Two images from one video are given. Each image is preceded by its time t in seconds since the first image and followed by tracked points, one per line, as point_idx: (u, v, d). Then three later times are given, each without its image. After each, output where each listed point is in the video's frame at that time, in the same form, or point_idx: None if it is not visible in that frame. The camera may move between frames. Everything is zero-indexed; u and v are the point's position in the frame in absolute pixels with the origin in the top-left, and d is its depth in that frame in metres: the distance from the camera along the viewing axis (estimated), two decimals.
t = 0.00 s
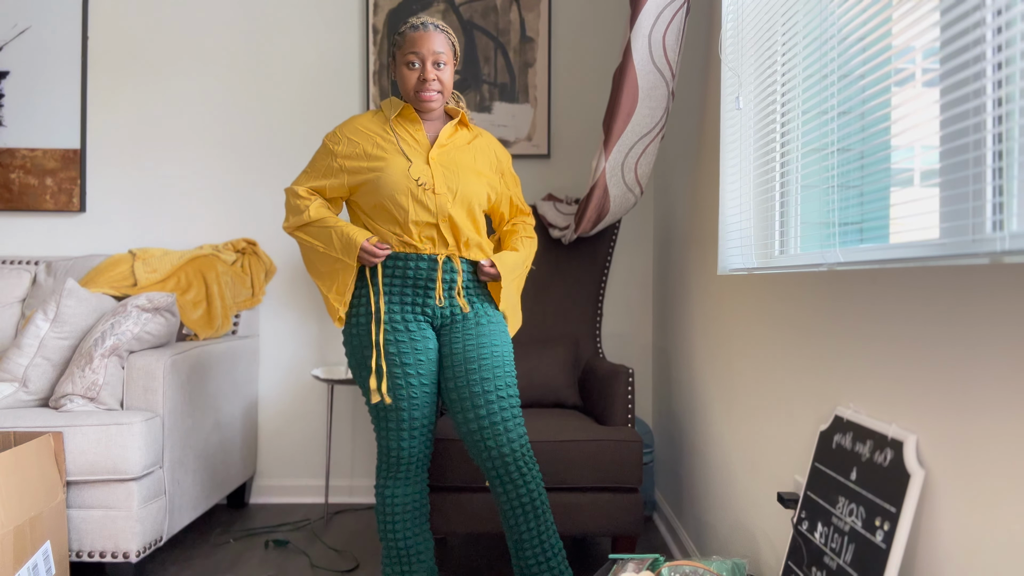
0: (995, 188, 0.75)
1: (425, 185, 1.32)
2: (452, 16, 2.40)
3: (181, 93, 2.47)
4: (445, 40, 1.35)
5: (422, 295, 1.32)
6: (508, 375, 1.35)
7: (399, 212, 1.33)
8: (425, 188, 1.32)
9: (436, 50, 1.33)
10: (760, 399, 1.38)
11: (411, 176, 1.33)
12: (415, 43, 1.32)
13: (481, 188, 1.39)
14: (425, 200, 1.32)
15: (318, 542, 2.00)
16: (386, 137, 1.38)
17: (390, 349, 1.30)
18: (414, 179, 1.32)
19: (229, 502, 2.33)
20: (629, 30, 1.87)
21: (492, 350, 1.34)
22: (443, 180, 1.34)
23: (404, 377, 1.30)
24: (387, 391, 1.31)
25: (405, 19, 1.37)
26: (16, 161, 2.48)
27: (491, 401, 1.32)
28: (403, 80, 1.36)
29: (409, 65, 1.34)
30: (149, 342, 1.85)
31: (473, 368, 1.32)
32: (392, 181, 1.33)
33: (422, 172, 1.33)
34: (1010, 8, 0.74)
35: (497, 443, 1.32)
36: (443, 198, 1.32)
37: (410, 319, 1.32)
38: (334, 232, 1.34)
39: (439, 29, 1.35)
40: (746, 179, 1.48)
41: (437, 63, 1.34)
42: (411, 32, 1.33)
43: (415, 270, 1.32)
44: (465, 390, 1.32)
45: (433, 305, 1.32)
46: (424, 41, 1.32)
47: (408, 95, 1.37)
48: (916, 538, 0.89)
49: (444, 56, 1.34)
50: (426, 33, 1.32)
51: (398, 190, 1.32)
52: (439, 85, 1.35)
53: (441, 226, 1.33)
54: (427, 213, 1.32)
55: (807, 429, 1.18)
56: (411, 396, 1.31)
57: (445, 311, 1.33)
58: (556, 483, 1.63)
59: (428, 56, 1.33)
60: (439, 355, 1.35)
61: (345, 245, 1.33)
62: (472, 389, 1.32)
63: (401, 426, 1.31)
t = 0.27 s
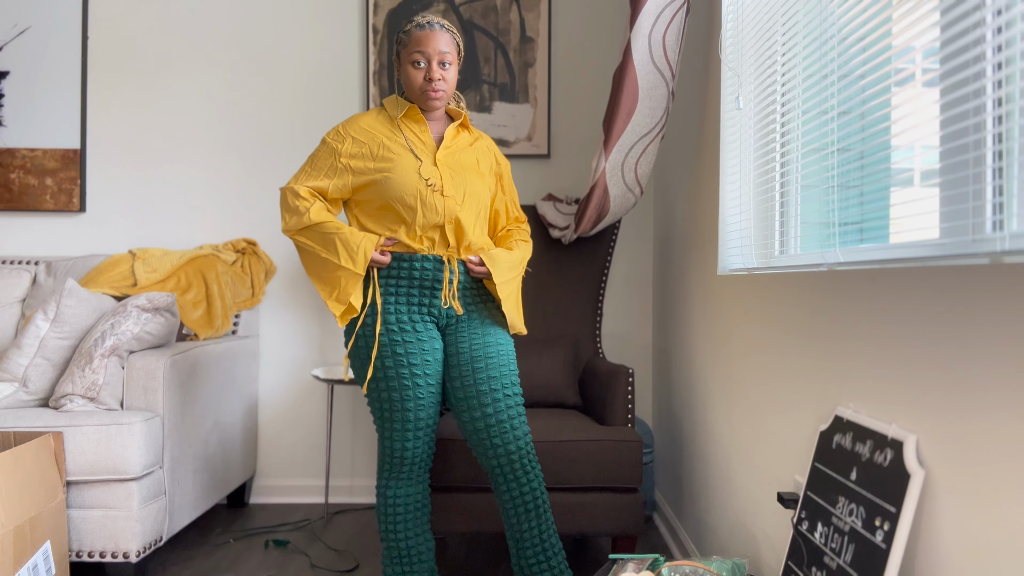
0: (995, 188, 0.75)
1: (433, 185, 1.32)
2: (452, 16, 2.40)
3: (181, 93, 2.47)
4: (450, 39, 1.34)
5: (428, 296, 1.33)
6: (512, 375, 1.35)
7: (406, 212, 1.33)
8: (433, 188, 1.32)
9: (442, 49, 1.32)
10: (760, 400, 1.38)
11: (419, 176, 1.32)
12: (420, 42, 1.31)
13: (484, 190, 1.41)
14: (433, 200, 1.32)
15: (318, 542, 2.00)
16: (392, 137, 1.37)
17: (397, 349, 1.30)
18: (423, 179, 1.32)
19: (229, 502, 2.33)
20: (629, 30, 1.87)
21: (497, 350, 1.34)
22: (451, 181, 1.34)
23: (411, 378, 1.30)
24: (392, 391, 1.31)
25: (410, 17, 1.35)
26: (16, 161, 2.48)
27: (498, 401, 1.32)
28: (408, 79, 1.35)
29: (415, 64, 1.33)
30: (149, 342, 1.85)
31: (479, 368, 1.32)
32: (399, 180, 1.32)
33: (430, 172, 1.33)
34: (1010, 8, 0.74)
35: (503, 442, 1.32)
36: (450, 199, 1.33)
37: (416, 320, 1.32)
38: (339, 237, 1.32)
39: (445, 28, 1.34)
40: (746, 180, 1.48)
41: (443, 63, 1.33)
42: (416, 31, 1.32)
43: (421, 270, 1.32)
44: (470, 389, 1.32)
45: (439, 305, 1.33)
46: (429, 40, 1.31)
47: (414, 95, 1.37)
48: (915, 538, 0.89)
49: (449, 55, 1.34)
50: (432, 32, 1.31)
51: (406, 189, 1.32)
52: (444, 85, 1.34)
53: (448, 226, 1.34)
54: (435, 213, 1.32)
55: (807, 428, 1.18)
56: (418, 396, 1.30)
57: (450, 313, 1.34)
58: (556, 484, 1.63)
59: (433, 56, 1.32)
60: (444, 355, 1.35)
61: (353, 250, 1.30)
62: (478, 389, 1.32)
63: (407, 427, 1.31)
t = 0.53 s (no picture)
0: (995, 188, 0.75)
1: (433, 185, 1.32)
2: (452, 16, 2.40)
3: (181, 93, 2.47)
4: (451, 37, 1.35)
5: (429, 296, 1.32)
6: (513, 375, 1.35)
7: (404, 212, 1.33)
8: (433, 189, 1.32)
9: (442, 47, 1.33)
10: (760, 399, 1.38)
11: (419, 176, 1.32)
12: (422, 40, 1.32)
13: (485, 189, 1.41)
14: (432, 201, 1.32)
15: (318, 542, 2.00)
16: (392, 136, 1.37)
17: (397, 350, 1.30)
18: (422, 178, 1.32)
19: (229, 502, 2.33)
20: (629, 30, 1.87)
21: (498, 350, 1.34)
22: (451, 181, 1.34)
23: (412, 379, 1.30)
24: (393, 392, 1.31)
25: (411, 17, 1.37)
26: (16, 161, 2.48)
27: (498, 402, 1.32)
28: (409, 77, 1.36)
29: (416, 62, 1.34)
30: (149, 342, 1.85)
31: (480, 368, 1.32)
32: (399, 180, 1.32)
33: (430, 172, 1.33)
34: (1010, 8, 0.74)
35: (504, 443, 1.32)
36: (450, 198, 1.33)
37: (417, 320, 1.31)
38: (311, 255, 1.37)
39: (445, 27, 1.35)
40: (746, 180, 1.48)
41: (443, 61, 1.34)
42: (417, 30, 1.34)
43: (422, 270, 1.31)
44: (471, 390, 1.32)
45: (441, 306, 1.32)
46: (430, 38, 1.32)
47: (415, 93, 1.37)
48: (915, 538, 0.89)
49: (451, 53, 1.35)
50: (432, 30, 1.33)
51: (405, 190, 1.32)
52: (445, 83, 1.35)
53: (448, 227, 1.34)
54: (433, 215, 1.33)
55: (807, 428, 1.18)
56: (419, 397, 1.31)
57: (451, 313, 1.33)
58: (556, 484, 1.63)
59: (434, 54, 1.33)
60: (445, 356, 1.35)
61: (324, 269, 1.37)
62: (478, 389, 1.32)
63: (407, 428, 1.31)
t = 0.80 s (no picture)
0: (995, 188, 0.75)
1: (432, 187, 1.33)
2: (452, 16, 2.40)
3: (181, 93, 2.47)
4: (450, 39, 1.35)
5: (426, 295, 1.32)
6: (510, 375, 1.35)
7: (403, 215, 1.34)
8: (432, 191, 1.33)
9: (441, 49, 1.33)
10: (760, 399, 1.38)
11: (418, 178, 1.33)
12: (420, 42, 1.32)
13: (484, 189, 1.42)
14: (431, 203, 1.33)
15: (318, 542, 2.00)
16: (391, 139, 1.38)
17: (394, 349, 1.29)
18: (421, 179, 1.33)
19: (229, 502, 2.33)
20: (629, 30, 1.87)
21: (495, 349, 1.34)
22: (449, 183, 1.35)
23: (409, 378, 1.30)
24: (391, 392, 1.31)
25: (410, 18, 1.36)
26: (16, 161, 2.48)
27: (494, 401, 1.32)
28: (408, 79, 1.36)
29: (414, 64, 1.34)
30: (149, 342, 1.84)
31: (476, 368, 1.32)
32: (398, 183, 1.33)
33: (429, 174, 1.34)
34: (1010, 8, 0.74)
35: (499, 443, 1.32)
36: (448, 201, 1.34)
37: (414, 319, 1.31)
38: (312, 256, 1.34)
39: (445, 29, 1.35)
40: (746, 180, 1.48)
41: (442, 63, 1.33)
42: (416, 31, 1.33)
43: (419, 270, 1.32)
44: (468, 389, 1.32)
45: (437, 305, 1.32)
46: (429, 40, 1.32)
47: (413, 95, 1.37)
48: (915, 538, 0.89)
49: (450, 56, 1.34)
50: (432, 32, 1.32)
51: (404, 193, 1.33)
52: (444, 84, 1.35)
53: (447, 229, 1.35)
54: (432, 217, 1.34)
55: (807, 429, 1.18)
56: (416, 396, 1.30)
57: (449, 312, 1.33)
58: (556, 483, 1.63)
59: (433, 55, 1.32)
60: (442, 355, 1.35)
61: (327, 270, 1.33)
62: (474, 389, 1.32)
63: (405, 427, 1.31)
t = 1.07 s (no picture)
0: (995, 188, 0.75)
1: (433, 190, 1.33)
2: (452, 16, 2.40)
3: (181, 93, 2.47)
4: (445, 58, 1.28)
5: (428, 296, 1.33)
6: (512, 375, 1.35)
7: (406, 218, 1.33)
8: (433, 193, 1.32)
9: (436, 73, 1.27)
10: (760, 399, 1.38)
11: (419, 181, 1.32)
12: (413, 65, 1.26)
13: (486, 190, 1.40)
14: (433, 205, 1.33)
15: (318, 542, 2.00)
16: (391, 144, 1.38)
17: (395, 349, 1.30)
18: (423, 179, 1.32)
19: (229, 502, 2.33)
20: (629, 30, 1.87)
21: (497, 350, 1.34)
22: (451, 184, 1.34)
23: (410, 377, 1.30)
24: (392, 391, 1.31)
25: (405, 28, 1.29)
26: (16, 161, 2.48)
27: (496, 402, 1.32)
28: (401, 97, 1.32)
29: (408, 85, 1.29)
30: (149, 342, 1.84)
31: (478, 368, 1.32)
32: (400, 187, 1.33)
33: (430, 176, 1.33)
34: (1010, 8, 0.74)
35: (501, 442, 1.32)
36: (451, 202, 1.33)
37: (416, 319, 1.32)
38: (359, 236, 1.26)
39: (440, 46, 1.28)
40: (746, 180, 1.48)
41: (437, 86, 1.29)
42: (410, 51, 1.26)
43: (421, 271, 1.32)
44: (469, 390, 1.32)
45: (439, 305, 1.33)
46: (423, 65, 1.26)
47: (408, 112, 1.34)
48: (915, 539, 0.89)
49: (445, 77, 1.29)
50: (425, 54, 1.26)
51: (407, 196, 1.32)
52: (439, 106, 1.31)
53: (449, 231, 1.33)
54: (435, 220, 1.33)
55: (807, 428, 1.17)
56: (417, 396, 1.30)
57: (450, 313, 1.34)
58: (556, 483, 1.63)
59: (427, 80, 1.27)
60: (444, 355, 1.35)
61: (376, 249, 1.25)
62: (476, 389, 1.32)
63: (406, 427, 1.31)
